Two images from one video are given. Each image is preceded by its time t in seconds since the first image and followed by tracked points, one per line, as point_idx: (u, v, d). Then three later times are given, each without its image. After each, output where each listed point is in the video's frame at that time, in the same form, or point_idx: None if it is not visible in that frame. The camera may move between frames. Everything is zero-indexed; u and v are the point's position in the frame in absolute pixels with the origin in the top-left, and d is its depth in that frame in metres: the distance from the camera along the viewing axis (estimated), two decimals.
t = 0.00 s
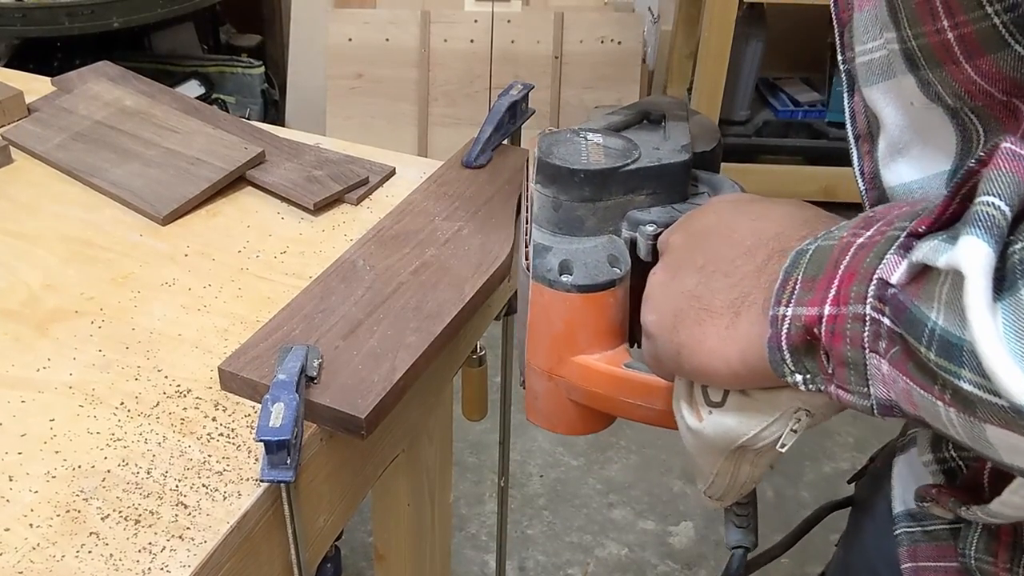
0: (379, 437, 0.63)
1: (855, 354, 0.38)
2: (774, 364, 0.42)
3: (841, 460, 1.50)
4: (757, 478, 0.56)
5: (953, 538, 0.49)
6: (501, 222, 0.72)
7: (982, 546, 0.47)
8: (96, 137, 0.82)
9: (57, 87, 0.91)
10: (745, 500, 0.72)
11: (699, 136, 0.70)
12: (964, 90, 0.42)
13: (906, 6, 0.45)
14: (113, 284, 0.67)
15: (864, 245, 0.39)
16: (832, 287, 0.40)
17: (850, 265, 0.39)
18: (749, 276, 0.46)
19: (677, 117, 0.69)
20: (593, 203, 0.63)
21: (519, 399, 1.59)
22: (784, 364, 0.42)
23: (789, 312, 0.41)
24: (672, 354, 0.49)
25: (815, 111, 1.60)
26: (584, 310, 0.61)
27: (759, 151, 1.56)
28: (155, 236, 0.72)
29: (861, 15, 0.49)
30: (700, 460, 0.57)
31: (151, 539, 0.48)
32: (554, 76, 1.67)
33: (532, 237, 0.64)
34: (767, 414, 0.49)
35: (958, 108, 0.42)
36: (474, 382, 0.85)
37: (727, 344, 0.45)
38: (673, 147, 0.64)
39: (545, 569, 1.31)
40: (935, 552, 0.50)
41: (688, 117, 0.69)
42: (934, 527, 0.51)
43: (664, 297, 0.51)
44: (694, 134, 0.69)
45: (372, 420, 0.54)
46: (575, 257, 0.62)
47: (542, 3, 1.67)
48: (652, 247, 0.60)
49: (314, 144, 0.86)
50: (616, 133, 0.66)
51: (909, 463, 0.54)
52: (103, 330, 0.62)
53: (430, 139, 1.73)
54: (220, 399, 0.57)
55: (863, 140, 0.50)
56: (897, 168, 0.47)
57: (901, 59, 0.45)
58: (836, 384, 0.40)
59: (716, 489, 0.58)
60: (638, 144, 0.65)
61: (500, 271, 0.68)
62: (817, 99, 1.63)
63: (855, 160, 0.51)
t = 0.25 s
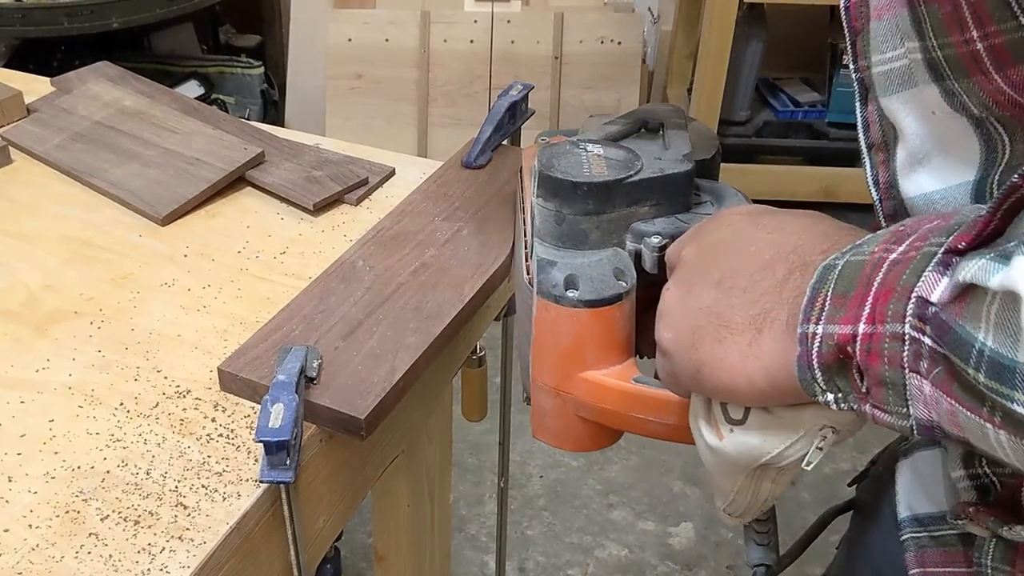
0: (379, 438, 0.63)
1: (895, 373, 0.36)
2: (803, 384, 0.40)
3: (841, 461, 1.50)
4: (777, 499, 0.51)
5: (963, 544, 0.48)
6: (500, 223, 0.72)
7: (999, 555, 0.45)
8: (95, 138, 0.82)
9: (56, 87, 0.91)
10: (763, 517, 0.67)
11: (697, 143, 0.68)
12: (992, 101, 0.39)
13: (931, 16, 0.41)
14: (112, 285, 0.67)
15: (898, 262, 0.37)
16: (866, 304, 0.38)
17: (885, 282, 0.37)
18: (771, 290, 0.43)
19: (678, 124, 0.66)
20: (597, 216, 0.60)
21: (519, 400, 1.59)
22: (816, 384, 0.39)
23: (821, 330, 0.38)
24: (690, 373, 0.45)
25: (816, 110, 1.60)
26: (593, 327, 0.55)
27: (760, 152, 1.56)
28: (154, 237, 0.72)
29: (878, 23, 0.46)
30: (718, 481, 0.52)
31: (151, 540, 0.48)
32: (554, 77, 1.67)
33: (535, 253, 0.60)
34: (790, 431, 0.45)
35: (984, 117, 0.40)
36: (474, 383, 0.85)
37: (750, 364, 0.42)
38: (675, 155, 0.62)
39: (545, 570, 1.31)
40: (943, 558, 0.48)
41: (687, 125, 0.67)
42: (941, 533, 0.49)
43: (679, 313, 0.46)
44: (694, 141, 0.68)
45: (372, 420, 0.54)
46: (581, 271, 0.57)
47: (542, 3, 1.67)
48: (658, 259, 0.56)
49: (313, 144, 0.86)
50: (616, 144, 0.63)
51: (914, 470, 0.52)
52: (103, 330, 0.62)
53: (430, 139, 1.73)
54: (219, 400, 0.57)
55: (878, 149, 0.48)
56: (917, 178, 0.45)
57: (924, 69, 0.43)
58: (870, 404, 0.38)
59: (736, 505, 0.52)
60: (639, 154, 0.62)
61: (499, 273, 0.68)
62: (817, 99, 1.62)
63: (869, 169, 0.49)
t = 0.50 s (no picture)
0: (378, 440, 0.63)
1: (925, 384, 0.36)
2: (828, 394, 0.39)
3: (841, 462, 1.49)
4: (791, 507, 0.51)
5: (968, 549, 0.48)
6: (500, 224, 0.72)
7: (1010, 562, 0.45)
8: (95, 138, 0.82)
9: (56, 87, 0.91)
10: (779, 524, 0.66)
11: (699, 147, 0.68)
12: (1011, 106, 0.39)
13: (950, 21, 0.41)
14: (112, 285, 0.67)
15: (925, 270, 0.37)
16: (894, 314, 0.37)
17: (912, 291, 0.37)
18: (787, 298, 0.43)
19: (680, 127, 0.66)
20: (602, 221, 0.58)
21: (519, 400, 1.59)
22: (841, 394, 0.39)
23: (845, 339, 0.38)
24: (704, 382, 0.45)
25: (815, 111, 1.58)
26: (600, 333, 0.55)
27: (762, 152, 1.57)
28: (153, 237, 0.72)
29: (889, 29, 0.46)
30: (732, 489, 0.51)
31: (150, 541, 0.48)
32: (554, 77, 1.67)
33: (540, 259, 0.59)
34: (808, 441, 0.45)
35: (1002, 122, 0.40)
36: (474, 383, 0.85)
37: (768, 373, 0.42)
38: (680, 159, 0.60)
39: (545, 571, 1.31)
40: (948, 562, 0.48)
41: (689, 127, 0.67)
42: (944, 537, 0.49)
43: (693, 322, 0.46)
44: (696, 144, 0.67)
45: (371, 421, 0.54)
46: (587, 278, 0.57)
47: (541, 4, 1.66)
48: (665, 264, 0.56)
49: (313, 145, 0.86)
50: (620, 148, 0.62)
51: (918, 474, 0.52)
52: (102, 331, 0.62)
53: (429, 139, 1.72)
54: (219, 401, 0.57)
55: (886, 154, 0.48)
56: (931, 184, 0.44)
57: (940, 75, 0.42)
58: (899, 415, 0.38)
59: (750, 514, 0.52)
60: (644, 158, 0.61)
61: (499, 273, 0.68)
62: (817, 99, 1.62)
63: (875, 173, 0.49)
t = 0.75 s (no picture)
0: (378, 440, 0.63)
1: (922, 393, 0.36)
2: (819, 404, 0.39)
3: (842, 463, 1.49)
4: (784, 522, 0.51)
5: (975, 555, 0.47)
6: (499, 225, 0.72)
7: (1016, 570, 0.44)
8: (94, 139, 0.82)
9: (55, 88, 0.91)
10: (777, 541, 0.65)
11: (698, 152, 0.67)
12: None
13: (963, 21, 0.40)
14: (111, 286, 0.67)
15: (923, 276, 0.37)
16: (889, 321, 0.37)
17: (909, 297, 0.37)
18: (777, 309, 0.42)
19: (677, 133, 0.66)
20: (596, 231, 0.58)
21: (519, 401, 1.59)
22: (833, 404, 0.38)
23: (839, 347, 0.38)
24: (694, 394, 0.44)
25: (815, 111, 1.57)
26: (594, 345, 0.54)
27: (761, 152, 1.57)
28: (153, 238, 0.72)
29: (900, 29, 0.45)
30: (724, 504, 0.51)
31: (150, 542, 0.48)
32: (553, 77, 1.67)
33: (533, 271, 0.58)
34: (798, 455, 0.45)
35: (1015, 124, 0.39)
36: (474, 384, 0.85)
37: (758, 385, 0.41)
38: (676, 168, 0.60)
39: (544, 571, 1.31)
40: (955, 568, 0.48)
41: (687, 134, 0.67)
42: (951, 543, 0.48)
43: (683, 333, 0.45)
44: (694, 150, 0.67)
45: (370, 422, 0.54)
46: (581, 288, 0.56)
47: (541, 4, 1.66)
48: (660, 274, 0.56)
49: (313, 145, 0.85)
50: (616, 156, 0.62)
51: (924, 480, 0.52)
52: (101, 331, 0.62)
53: (429, 140, 1.72)
54: (218, 402, 0.57)
55: (895, 156, 0.48)
56: (943, 186, 0.44)
57: (952, 76, 0.42)
58: (893, 425, 0.37)
59: (741, 530, 0.52)
60: (639, 166, 0.61)
61: (499, 274, 0.68)
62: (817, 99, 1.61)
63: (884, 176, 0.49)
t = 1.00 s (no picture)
0: (377, 441, 0.63)
1: (873, 391, 0.35)
2: (771, 403, 0.38)
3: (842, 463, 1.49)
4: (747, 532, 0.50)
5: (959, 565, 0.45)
6: (498, 225, 0.72)
7: None
8: (93, 139, 0.82)
9: (54, 88, 0.91)
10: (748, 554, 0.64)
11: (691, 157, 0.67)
12: None
13: (967, 23, 0.39)
14: (111, 286, 0.67)
15: (880, 272, 0.36)
16: (844, 317, 0.36)
17: (864, 293, 0.36)
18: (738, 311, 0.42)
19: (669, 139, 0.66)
20: (578, 234, 0.58)
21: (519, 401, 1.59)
22: (785, 402, 0.38)
23: (793, 344, 0.37)
24: (656, 395, 0.44)
25: (816, 111, 1.57)
26: (574, 348, 0.54)
27: (760, 153, 1.56)
28: (152, 238, 0.72)
29: (906, 32, 0.44)
30: (685, 511, 0.51)
31: (149, 543, 0.48)
32: (553, 77, 1.67)
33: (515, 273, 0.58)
34: (756, 461, 0.44)
35: (1018, 129, 0.38)
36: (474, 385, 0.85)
37: (714, 386, 0.41)
38: (662, 173, 0.60)
39: (544, 572, 1.31)
40: None
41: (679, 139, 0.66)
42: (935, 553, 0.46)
43: (648, 334, 0.45)
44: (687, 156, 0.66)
45: (370, 422, 0.54)
46: (561, 292, 0.56)
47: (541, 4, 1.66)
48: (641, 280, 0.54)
49: (312, 146, 0.85)
50: (603, 160, 0.61)
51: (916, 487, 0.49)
52: (101, 332, 0.62)
53: (429, 140, 1.72)
54: (218, 402, 0.57)
55: (901, 161, 0.47)
56: (946, 192, 0.44)
57: (955, 79, 0.41)
58: (844, 424, 0.37)
59: (702, 537, 0.51)
60: (625, 170, 0.61)
61: (498, 275, 0.68)
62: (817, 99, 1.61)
63: (891, 180, 0.48)
